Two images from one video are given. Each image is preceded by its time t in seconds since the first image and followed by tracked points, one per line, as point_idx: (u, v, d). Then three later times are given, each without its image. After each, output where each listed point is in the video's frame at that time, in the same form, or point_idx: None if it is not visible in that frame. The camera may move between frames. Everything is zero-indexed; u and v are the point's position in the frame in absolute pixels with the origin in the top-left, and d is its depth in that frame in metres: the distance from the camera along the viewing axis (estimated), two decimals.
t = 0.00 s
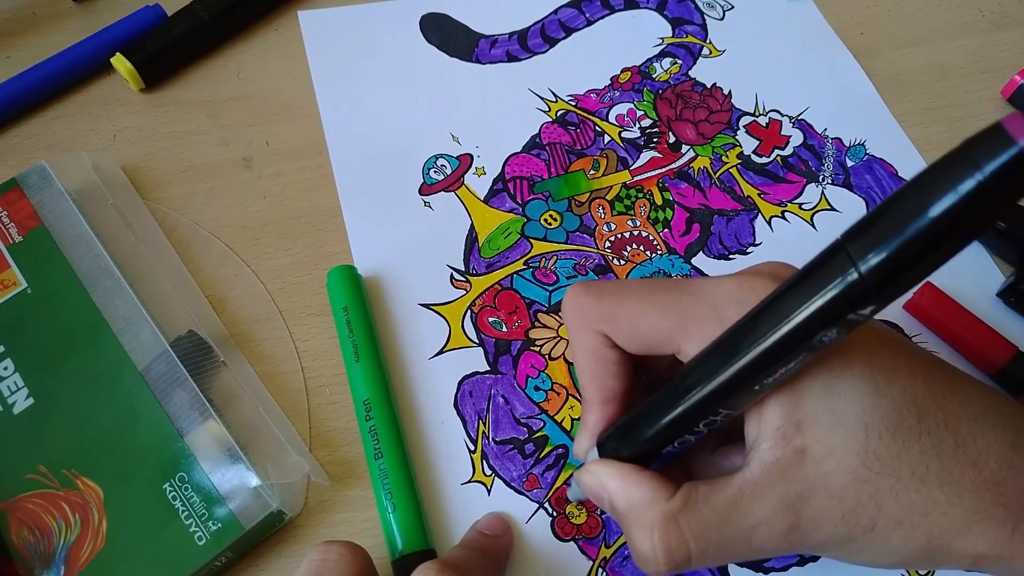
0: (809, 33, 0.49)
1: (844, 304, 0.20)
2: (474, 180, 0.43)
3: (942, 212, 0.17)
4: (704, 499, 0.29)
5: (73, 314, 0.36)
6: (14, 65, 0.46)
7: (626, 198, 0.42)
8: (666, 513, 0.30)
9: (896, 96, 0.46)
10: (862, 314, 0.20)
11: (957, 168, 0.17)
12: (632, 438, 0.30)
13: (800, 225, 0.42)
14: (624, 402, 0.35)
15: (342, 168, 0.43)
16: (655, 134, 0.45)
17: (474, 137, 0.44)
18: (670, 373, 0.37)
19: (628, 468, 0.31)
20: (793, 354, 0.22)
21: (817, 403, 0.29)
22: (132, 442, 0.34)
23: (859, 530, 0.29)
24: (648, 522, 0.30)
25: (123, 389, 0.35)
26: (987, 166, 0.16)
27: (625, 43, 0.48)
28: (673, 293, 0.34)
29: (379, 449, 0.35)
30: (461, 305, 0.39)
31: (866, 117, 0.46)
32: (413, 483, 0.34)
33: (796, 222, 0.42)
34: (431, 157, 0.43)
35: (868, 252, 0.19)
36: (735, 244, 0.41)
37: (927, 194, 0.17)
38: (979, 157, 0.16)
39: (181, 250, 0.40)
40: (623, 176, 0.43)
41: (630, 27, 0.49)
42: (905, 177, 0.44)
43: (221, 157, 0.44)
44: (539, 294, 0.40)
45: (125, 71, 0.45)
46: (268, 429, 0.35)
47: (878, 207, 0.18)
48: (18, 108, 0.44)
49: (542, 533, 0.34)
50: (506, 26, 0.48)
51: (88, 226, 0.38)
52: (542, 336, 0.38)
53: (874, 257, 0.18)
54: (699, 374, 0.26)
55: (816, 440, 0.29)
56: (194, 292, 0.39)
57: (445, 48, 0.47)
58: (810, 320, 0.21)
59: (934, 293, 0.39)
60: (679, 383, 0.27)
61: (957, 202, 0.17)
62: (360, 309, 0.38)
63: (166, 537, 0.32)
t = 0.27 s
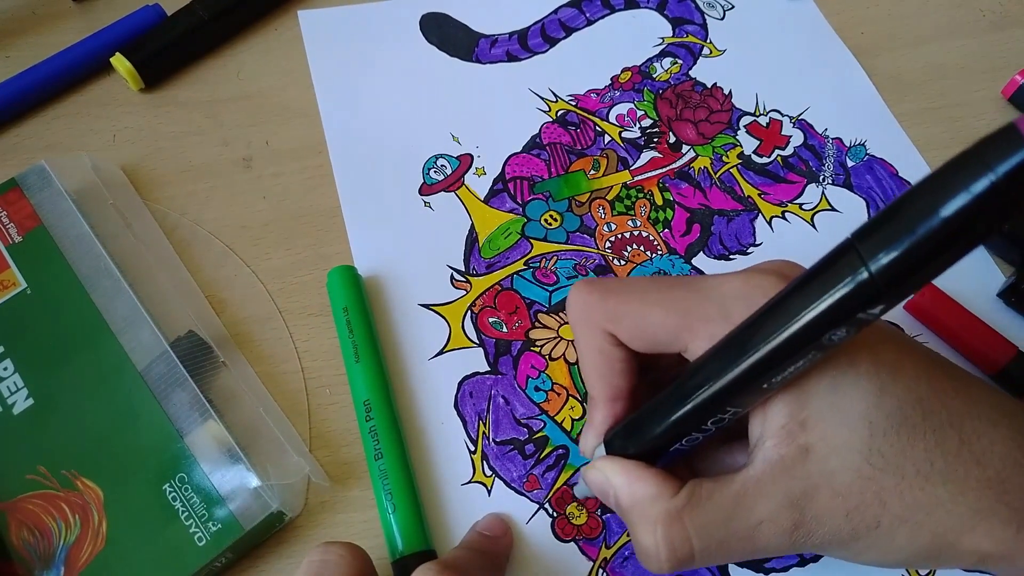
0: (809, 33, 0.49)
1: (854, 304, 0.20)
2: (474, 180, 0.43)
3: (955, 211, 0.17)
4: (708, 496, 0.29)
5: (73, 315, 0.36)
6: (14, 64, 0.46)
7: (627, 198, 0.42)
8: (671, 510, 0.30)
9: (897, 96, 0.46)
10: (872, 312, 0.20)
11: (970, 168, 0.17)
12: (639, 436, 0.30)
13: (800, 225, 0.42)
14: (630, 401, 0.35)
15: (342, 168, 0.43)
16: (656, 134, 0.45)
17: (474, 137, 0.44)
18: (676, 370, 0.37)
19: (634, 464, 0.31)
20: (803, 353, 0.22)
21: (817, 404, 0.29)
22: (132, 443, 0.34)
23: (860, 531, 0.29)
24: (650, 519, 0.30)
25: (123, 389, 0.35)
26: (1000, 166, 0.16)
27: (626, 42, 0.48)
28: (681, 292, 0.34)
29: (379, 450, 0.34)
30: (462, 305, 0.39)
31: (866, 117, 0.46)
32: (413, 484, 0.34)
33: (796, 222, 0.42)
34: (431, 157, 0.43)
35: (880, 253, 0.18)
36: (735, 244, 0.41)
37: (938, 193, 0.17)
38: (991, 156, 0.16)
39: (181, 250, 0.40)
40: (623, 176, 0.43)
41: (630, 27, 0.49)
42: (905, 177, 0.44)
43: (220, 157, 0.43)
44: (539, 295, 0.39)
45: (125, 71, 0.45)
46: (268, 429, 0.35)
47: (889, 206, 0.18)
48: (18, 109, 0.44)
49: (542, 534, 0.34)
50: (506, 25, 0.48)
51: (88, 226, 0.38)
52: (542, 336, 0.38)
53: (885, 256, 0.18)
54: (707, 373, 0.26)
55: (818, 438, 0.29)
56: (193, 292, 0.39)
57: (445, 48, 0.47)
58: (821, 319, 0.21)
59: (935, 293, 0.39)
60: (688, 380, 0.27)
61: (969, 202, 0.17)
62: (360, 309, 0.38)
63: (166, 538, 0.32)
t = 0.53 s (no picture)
0: (809, 33, 0.49)
1: (844, 317, 0.20)
2: (474, 180, 0.43)
3: (939, 223, 0.17)
4: (705, 517, 0.30)
5: (73, 315, 0.36)
6: (14, 64, 0.46)
7: (626, 198, 0.42)
8: (669, 533, 0.30)
9: (897, 96, 0.46)
10: (859, 327, 0.20)
11: (954, 180, 0.16)
12: (631, 455, 0.30)
13: (800, 225, 0.42)
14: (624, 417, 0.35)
15: (342, 168, 0.43)
16: (655, 134, 0.45)
17: (474, 137, 0.44)
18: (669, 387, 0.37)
19: (629, 487, 0.31)
20: (792, 367, 0.22)
21: (816, 404, 0.29)
22: (132, 443, 0.34)
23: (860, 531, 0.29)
24: (650, 544, 0.30)
25: (123, 390, 0.35)
26: (983, 179, 0.16)
27: (625, 42, 0.48)
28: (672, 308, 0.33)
29: (378, 450, 0.34)
30: (461, 305, 0.39)
31: (866, 118, 0.46)
32: (412, 484, 0.34)
33: (796, 223, 0.42)
34: (431, 157, 0.43)
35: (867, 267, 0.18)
36: (735, 244, 0.41)
37: (922, 207, 0.17)
38: (973, 170, 0.16)
39: (181, 250, 0.40)
40: (623, 176, 0.43)
41: (630, 27, 0.49)
42: (905, 177, 0.44)
43: (220, 157, 0.43)
44: (539, 295, 0.39)
45: (125, 71, 0.45)
46: (267, 429, 0.35)
47: (874, 220, 0.18)
48: (18, 109, 0.44)
49: (542, 534, 0.34)
50: (506, 26, 0.48)
51: (88, 226, 0.38)
52: (542, 336, 0.38)
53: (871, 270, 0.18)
54: (699, 389, 0.26)
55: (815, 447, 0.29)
56: (193, 292, 0.39)
57: (445, 48, 0.47)
58: (810, 333, 0.21)
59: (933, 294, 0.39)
60: (679, 400, 0.27)
61: (953, 214, 0.17)
62: (359, 309, 0.38)
63: (166, 538, 0.32)
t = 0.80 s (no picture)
0: (808, 33, 0.49)
1: (842, 319, 0.20)
2: (473, 180, 0.43)
3: (933, 222, 0.17)
4: (708, 524, 0.30)
5: (73, 315, 0.36)
6: (14, 65, 0.46)
7: (626, 198, 0.42)
8: (672, 541, 0.30)
9: (896, 96, 0.46)
10: (857, 328, 0.20)
11: (948, 179, 0.17)
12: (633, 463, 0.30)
13: (799, 225, 0.42)
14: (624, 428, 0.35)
15: (341, 168, 0.43)
16: (655, 134, 0.45)
17: (473, 137, 0.44)
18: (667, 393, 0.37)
19: (631, 496, 0.31)
20: (791, 373, 0.22)
21: (816, 403, 0.29)
22: (131, 443, 0.34)
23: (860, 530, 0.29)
24: (655, 552, 0.30)
25: (122, 390, 0.35)
26: (977, 177, 0.16)
27: (625, 42, 0.48)
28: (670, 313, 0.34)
29: (378, 450, 0.35)
30: (461, 305, 0.39)
31: (865, 117, 0.46)
32: (412, 484, 0.34)
33: (795, 222, 0.42)
34: (430, 157, 0.43)
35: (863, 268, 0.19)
36: (734, 244, 0.41)
37: (920, 205, 0.17)
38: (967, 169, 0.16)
39: (180, 250, 0.40)
40: (622, 176, 0.43)
41: (629, 26, 0.49)
42: (904, 177, 0.44)
43: (220, 157, 0.43)
44: (538, 295, 0.39)
45: (125, 71, 0.45)
46: (267, 429, 0.35)
47: (869, 221, 0.18)
48: (17, 109, 0.44)
49: (542, 534, 0.34)
50: (505, 25, 0.48)
51: (88, 226, 0.38)
52: (541, 336, 0.38)
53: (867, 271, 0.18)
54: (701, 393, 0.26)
55: (814, 448, 0.29)
56: (193, 292, 0.39)
57: (445, 48, 0.47)
58: (808, 335, 0.21)
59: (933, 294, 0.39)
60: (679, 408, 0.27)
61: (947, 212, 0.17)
62: (359, 309, 0.38)
63: (165, 538, 0.32)
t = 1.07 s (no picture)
0: (808, 33, 0.49)
1: (850, 310, 0.20)
2: (473, 180, 0.43)
3: (948, 204, 0.17)
4: (717, 522, 0.29)
5: (73, 315, 0.36)
6: (14, 64, 0.46)
7: (626, 198, 0.42)
8: (681, 538, 0.29)
9: (896, 96, 0.46)
10: (866, 320, 0.20)
11: (954, 164, 0.16)
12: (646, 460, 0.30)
13: (800, 225, 0.42)
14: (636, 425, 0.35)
15: (341, 168, 0.43)
16: (655, 134, 0.45)
17: (473, 137, 0.44)
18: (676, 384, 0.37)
19: (642, 491, 0.31)
20: (801, 365, 0.22)
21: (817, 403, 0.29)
22: (131, 443, 0.34)
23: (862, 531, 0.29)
24: (663, 548, 0.29)
25: (122, 389, 0.35)
26: (983, 163, 0.16)
27: (625, 42, 0.48)
28: (676, 313, 0.34)
29: (378, 450, 0.34)
30: (461, 305, 0.39)
31: (866, 118, 0.46)
32: (412, 484, 0.34)
33: (796, 222, 0.42)
34: (430, 157, 0.43)
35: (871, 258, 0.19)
36: (734, 244, 0.41)
37: (927, 191, 0.17)
38: (973, 153, 0.16)
39: (180, 250, 0.40)
40: (623, 176, 0.43)
41: (630, 26, 0.49)
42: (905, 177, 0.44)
43: (220, 157, 0.43)
44: (538, 295, 0.39)
45: (125, 71, 0.45)
46: (266, 429, 0.35)
47: (875, 210, 0.18)
48: (17, 109, 0.44)
49: (542, 534, 0.34)
50: (505, 25, 0.48)
51: (87, 226, 0.38)
52: (541, 336, 0.38)
53: (875, 260, 0.18)
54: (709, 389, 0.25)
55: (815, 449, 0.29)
56: (193, 292, 0.39)
57: (445, 48, 0.47)
58: (817, 329, 0.21)
59: (933, 294, 0.39)
60: (689, 402, 0.27)
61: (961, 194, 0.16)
62: (359, 309, 0.38)
63: (165, 538, 0.32)
